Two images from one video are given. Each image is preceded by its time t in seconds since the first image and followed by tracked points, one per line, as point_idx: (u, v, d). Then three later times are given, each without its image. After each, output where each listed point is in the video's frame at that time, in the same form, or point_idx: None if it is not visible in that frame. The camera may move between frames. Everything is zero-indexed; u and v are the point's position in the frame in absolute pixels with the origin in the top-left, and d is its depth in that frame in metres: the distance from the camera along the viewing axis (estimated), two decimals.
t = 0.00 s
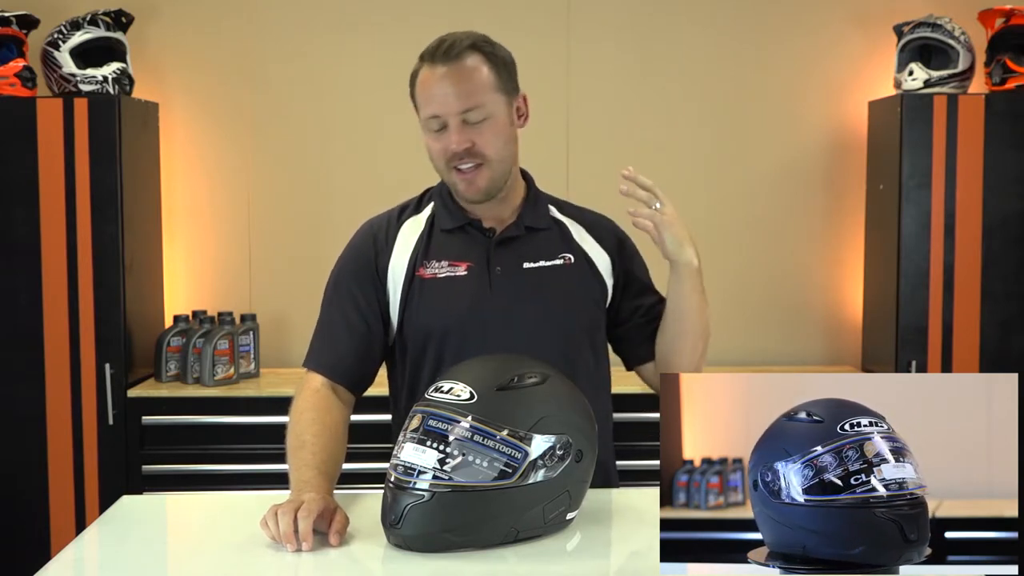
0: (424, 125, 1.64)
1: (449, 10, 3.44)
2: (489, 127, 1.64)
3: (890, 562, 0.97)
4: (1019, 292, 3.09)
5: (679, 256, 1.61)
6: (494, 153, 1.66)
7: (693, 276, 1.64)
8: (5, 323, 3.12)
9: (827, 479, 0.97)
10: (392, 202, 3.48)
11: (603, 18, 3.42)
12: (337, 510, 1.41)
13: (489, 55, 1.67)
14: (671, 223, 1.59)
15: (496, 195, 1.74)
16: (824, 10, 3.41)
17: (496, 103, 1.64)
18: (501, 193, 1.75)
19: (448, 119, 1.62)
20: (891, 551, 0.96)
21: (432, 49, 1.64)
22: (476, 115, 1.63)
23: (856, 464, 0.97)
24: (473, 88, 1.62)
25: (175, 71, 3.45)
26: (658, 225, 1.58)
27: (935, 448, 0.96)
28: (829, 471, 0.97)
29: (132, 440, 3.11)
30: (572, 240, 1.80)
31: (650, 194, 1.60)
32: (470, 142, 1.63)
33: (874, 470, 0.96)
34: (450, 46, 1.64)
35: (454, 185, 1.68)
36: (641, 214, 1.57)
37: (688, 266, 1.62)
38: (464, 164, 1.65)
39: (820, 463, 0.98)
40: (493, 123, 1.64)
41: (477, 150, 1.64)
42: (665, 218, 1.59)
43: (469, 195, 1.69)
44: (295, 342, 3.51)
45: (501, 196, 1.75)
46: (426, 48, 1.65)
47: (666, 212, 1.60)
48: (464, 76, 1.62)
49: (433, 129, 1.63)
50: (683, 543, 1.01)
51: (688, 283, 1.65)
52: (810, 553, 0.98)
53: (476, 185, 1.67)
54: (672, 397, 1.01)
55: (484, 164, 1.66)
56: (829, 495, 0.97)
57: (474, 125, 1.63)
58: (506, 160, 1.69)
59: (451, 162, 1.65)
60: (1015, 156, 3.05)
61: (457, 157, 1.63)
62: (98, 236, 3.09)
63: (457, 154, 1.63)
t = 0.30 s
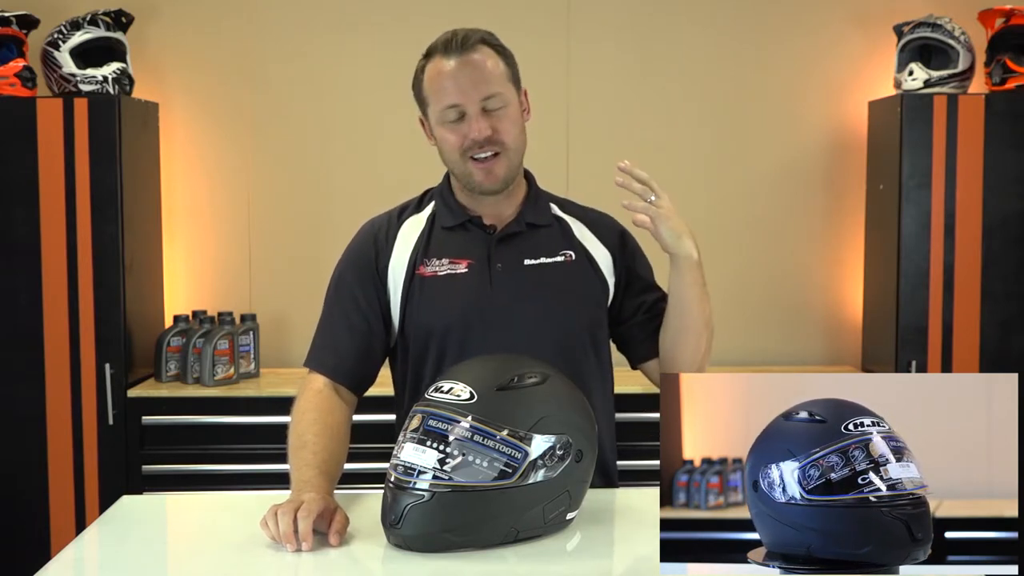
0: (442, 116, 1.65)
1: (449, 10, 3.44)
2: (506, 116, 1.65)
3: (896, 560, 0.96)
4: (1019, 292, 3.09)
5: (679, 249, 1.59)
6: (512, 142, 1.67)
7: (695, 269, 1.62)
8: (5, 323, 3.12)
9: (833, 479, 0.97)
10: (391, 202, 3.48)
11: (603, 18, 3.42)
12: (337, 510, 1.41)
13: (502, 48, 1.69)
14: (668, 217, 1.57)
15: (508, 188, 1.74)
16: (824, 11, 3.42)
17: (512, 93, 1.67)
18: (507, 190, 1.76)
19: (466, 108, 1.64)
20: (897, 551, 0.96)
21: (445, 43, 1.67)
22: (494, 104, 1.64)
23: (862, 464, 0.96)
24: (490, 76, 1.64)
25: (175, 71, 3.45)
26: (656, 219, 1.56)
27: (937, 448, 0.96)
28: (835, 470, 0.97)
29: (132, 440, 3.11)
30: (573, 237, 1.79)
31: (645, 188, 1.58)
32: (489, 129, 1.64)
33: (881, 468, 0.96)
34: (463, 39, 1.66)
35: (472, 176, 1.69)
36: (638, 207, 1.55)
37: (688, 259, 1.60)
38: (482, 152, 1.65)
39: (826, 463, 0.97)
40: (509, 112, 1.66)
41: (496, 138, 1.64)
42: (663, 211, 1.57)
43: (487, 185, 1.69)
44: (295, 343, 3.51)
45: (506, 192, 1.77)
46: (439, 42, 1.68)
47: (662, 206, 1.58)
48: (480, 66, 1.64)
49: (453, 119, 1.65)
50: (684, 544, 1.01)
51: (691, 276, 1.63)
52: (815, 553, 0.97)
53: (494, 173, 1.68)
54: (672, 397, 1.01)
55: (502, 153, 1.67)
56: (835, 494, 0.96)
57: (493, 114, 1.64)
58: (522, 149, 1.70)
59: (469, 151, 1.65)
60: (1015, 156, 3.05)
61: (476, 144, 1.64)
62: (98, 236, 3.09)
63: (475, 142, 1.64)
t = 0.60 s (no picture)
0: (434, 120, 1.66)
1: (449, 10, 3.44)
2: (498, 116, 1.65)
3: (901, 559, 0.96)
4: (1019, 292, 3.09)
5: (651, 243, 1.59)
6: (506, 141, 1.66)
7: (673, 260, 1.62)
8: (5, 323, 3.13)
9: (838, 479, 0.98)
10: (391, 202, 3.48)
11: (603, 18, 3.42)
12: (337, 510, 1.41)
13: (491, 47, 1.68)
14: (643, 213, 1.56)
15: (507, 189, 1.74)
16: (824, 10, 3.42)
17: (503, 92, 1.66)
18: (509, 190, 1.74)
19: (456, 111, 1.64)
20: (902, 550, 0.95)
21: (433, 46, 1.66)
22: (485, 105, 1.64)
23: (870, 463, 0.98)
24: (479, 77, 1.63)
25: (175, 71, 3.45)
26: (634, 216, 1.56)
27: (938, 448, 0.96)
28: (841, 470, 0.99)
29: (133, 440, 3.11)
30: (579, 236, 1.77)
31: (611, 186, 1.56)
32: (481, 131, 1.64)
33: (886, 469, 0.97)
34: (451, 41, 1.65)
35: (469, 178, 1.69)
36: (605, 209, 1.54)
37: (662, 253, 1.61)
38: (476, 154, 1.65)
39: (832, 463, 0.99)
40: (501, 112, 1.65)
41: (488, 139, 1.64)
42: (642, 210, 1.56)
43: (484, 186, 1.69)
44: (296, 343, 3.51)
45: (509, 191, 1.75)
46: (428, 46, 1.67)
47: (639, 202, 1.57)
48: (469, 68, 1.63)
49: (443, 122, 1.65)
50: (683, 543, 1.00)
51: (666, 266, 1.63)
52: (819, 553, 0.97)
53: (490, 174, 1.68)
54: (673, 397, 1.00)
55: (496, 153, 1.67)
56: (840, 494, 0.98)
57: (483, 115, 1.64)
58: (517, 148, 1.69)
59: (463, 153, 1.65)
60: (1015, 156, 3.05)
61: (468, 147, 1.64)
62: (98, 236, 3.09)
63: (467, 145, 1.64)
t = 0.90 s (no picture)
0: (439, 112, 1.66)
1: (449, 10, 3.44)
2: (502, 111, 1.65)
3: (902, 558, 0.96)
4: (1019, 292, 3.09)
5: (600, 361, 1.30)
6: (509, 137, 1.66)
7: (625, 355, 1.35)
8: (5, 323, 3.12)
9: (845, 479, 0.98)
10: (391, 202, 3.48)
11: (603, 18, 3.42)
12: (336, 509, 1.41)
13: (499, 43, 1.69)
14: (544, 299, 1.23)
15: (506, 186, 1.74)
16: (824, 10, 3.42)
17: (509, 88, 1.66)
18: (508, 187, 1.75)
19: (461, 104, 1.64)
20: (907, 549, 0.95)
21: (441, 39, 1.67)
22: (490, 100, 1.64)
23: (876, 464, 0.97)
24: (485, 72, 1.63)
25: (175, 71, 3.45)
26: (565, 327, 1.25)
27: (938, 448, 0.96)
28: (847, 471, 0.98)
29: (132, 440, 3.11)
30: (570, 241, 1.75)
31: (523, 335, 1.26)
32: (484, 125, 1.64)
33: (892, 470, 0.96)
34: (459, 35, 1.66)
35: (469, 170, 1.69)
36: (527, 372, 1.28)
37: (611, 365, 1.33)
38: (479, 148, 1.65)
39: (836, 463, 0.98)
40: (506, 108, 1.66)
41: (491, 133, 1.64)
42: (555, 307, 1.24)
43: (484, 179, 1.69)
44: (296, 343, 3.51)
45: (508, 190, 1.75)
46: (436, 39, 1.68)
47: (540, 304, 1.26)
48: (476, 62, 1.63)
49: (448, 115, 1.65)
50: (683, 543, 1.00)
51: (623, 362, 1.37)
52: (824, 553, 0.97)
53: (491, 167, 1.68)
54: (672, 397, 1.00)
55: (499, 148, 1.67)
56: (848, 495, 0.97)
57: (488, 110, 1.64)
58: (520, 144, 1.70)
59: (465, 147, 1.65)
60: (1015, 156, 3.05)
61: (471, 140, 1.64)
62: (98, 236, 3.09)
63: (471, 138, 1.64)
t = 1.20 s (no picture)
0: (425, 110, 1.66)
1: (449, 10, 3.44)
2: (488, 109, 1.65)
3: (903, 557, 0.97)
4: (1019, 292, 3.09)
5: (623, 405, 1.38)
6: (495, 134, 1.66)
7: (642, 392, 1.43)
8: (6, 323, 3.12)
9: (853, 479, 0.97)
10: (391, 202, 3.48)
11: (603, 18, 3.42)
12: (336, 509, 1.41)
13: (486, 41, 1.69)
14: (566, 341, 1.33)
15: (497, 184, 1.74)
16: (824, 10, 3.42)
17: (495, 85, 1.66)
18: (502, 186, 1.74)
19: (446, 102, 1.64)
20: (909, 548, 0.96)
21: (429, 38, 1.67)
22: (475, 97, 1.64)
23: (881, 464, 0.96)
24: (470, 70, 1.64)
25: (175, 71, 3.45)
26: (592, 371, 1.35)
27: (938, 448, 0.95)
28: (853, 470, 0.97)
29: (133, 440, 3.11)
30: (571, 242, 1.74)
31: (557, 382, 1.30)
32: (468, 123, 1.64)
33: (896, 469, 0.96)
34: (446, 34, 1.66)
35: (456, 168, 1.69)
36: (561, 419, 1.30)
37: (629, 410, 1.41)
38: (464, 145, 1.65)
39: (842, 464, 0.97)
40: (492, 105, 1.65)
41: (476, 130, 1.64)
42: (583, 349, 1.35)
43: (470, 176, 1.69)
44: (295, 343, 3.51)
45: (504, 188, 1.75)
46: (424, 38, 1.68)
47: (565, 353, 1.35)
48: (460, 60, 1.64)
49: (434, 114, 1.65)
50: (683, 543, 1.01)
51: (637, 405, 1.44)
52: (830, 553, 0.97)
53: (477, 165, 1.67)
54: (672, 398, 1.00)
55: (484, 145, 1.66)
56: (857, 495, 0.96)
57: (473, 107, 1.64)
58: (507, 142, 1.69)
59: (451, 144, 1.65)
60: (1015, 156, 3.05)
61: (456, 138, 1.65)
62: (98, 236, 3.09)
63: (455, 135, 1.64)
